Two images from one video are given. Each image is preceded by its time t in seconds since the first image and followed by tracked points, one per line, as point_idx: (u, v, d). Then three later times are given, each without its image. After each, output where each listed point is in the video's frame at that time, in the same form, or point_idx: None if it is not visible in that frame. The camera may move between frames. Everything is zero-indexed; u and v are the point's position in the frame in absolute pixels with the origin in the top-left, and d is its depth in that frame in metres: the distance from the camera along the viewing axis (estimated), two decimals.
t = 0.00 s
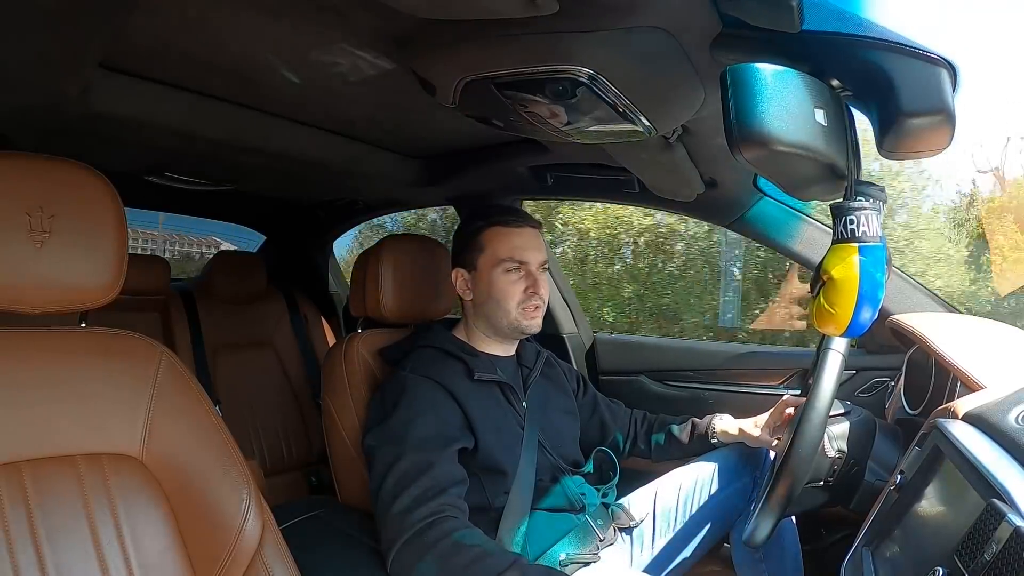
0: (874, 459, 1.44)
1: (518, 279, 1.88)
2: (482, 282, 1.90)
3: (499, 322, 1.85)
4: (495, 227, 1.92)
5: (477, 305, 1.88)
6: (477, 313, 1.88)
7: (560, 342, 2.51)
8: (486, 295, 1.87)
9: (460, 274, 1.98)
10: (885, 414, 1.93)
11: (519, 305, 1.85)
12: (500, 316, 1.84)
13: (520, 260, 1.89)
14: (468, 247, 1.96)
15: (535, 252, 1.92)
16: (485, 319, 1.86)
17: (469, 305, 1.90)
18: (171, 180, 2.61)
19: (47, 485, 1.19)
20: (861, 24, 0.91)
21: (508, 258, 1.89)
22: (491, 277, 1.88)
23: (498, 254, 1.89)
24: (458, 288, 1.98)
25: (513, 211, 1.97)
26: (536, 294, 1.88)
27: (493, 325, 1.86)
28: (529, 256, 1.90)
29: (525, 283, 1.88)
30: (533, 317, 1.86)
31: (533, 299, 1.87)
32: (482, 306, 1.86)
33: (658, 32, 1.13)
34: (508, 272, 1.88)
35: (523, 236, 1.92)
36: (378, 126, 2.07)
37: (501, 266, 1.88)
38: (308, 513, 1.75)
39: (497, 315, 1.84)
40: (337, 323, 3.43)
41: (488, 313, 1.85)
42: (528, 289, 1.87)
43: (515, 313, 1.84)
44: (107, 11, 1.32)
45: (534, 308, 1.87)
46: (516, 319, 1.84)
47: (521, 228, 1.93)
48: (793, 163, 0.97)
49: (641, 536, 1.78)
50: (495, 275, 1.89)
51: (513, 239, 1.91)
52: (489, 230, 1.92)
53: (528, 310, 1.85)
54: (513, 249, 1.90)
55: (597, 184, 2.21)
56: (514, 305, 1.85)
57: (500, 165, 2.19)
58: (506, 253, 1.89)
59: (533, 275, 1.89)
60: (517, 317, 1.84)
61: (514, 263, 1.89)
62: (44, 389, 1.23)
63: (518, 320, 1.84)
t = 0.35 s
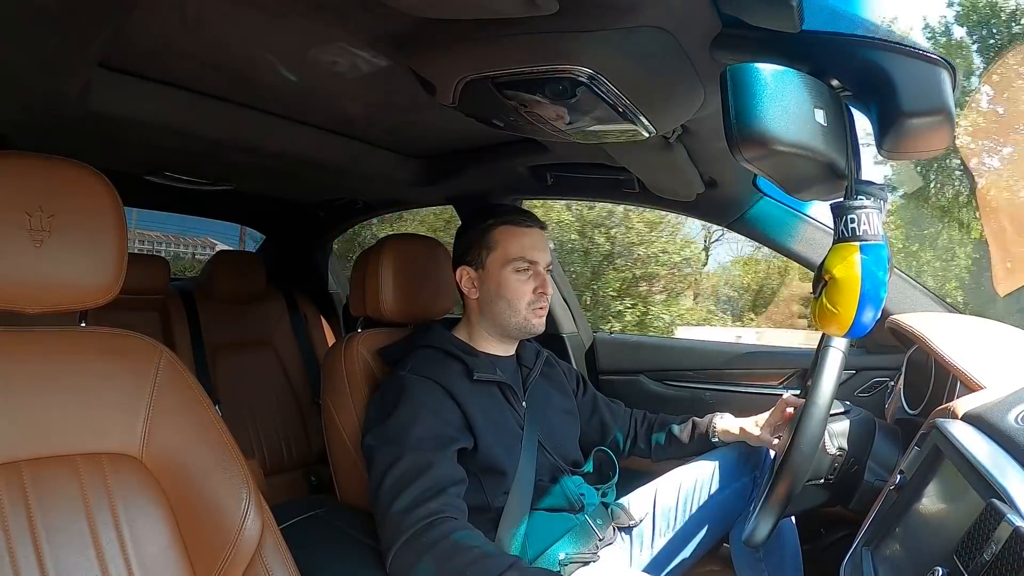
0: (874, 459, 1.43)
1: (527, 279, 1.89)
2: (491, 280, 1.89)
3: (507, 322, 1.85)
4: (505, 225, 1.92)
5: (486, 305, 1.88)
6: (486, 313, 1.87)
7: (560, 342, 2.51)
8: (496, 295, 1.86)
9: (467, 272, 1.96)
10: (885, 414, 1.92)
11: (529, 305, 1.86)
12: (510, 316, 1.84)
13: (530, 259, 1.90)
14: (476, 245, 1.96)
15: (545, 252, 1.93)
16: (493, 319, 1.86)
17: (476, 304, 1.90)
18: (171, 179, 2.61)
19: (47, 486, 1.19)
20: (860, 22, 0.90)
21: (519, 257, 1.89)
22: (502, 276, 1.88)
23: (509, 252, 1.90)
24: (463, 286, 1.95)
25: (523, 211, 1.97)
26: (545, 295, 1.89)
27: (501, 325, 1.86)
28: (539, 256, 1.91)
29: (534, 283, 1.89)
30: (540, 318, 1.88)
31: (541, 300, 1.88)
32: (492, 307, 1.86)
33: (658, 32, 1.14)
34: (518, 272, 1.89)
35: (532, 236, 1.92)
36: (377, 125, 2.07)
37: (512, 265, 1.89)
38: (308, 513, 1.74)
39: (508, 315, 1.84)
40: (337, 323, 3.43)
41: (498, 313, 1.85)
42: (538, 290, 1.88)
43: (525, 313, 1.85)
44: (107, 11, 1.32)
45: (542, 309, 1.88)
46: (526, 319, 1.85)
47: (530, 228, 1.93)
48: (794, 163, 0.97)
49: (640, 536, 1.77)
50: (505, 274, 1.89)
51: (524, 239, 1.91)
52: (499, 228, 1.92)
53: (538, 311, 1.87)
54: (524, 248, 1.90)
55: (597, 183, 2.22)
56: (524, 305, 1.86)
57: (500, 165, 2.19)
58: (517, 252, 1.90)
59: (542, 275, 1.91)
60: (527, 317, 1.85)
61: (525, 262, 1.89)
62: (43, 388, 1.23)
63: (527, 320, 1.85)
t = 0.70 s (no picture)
0: (873, 459, 1.43)
1: (532, 280, 1.88)
2: (496, 281, 1.88)
3: (513, 325, 1.85)
4: (510, 226, 1.92)
5: (492, 306, 1.87)
6: (492, 315, 1.87)
7: (559, 341, 2.52)
8: (502, 297, 1.86)
9: (471, 273, 1.95)
10: (883, 413, 1.91)
11: (534, 307, 1.86)
12: (515, 318, 1.84)
13: (533, 260, 1.90)
14: (480, 245, 1.95)
15: (548, 252, 1.94)
16: (499, 320, 1.86)
17: (483, 305, 1.89)
18: (170, 178, 2.61)
19: (47, 485, 1.19)
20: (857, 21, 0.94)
21: (524, 258, 1.89)
22: (507, 278, 1.87)
23: (514, 252, 1.89)
24: (468, 288, 1.95)
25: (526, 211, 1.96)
26: (550, 296, 1.89)
27: (508, 326, 1.86)
28: (543, 256, 1.91)
29: (539, 284, 1.89)
30: (545, 319, 1.88)
31: (546, 302, 1.88)
32: (498, 308, 1.86)
33: (658, 32, 1.14)
34: (523, 273, 1.88)
35: (535, 237, 1.92)
36: (377, 124, 2.07)
37: (517, 266, 1.88)
38: (307, 512, 1.74)
39: (514, 317, 1.84)
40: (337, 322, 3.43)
41: (505, 315, 1.85)
42: (544, 291, 1.88)
43: (529, 314, 1.85)
44: (107, 9, 1.32)
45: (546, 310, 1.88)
46: (531, 320, 1.85)
47: (535, 229, 1.93)
48: (793, 162, 0.97)
49: (639, 535, 1.78)
50: (510, 276, 1.88)
51: (529, 239, 1.91)
52: (504, 229, 1.92)
53: (542, 312, 1.87)
54: (528, 248, 1.90)
55: (597, 183, 2.22)
56: (529, 306, 1.86)
57: (500, 164, 2.19)
58: (522, 253, 1.89)
59: (546, 276, 1.91)
60: (532, 318, 1.85)
61: (530, 263, 1.89)
62: (43, 387, 1.23)
63: (534, 322, 1.85)
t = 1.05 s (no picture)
0: (873, 459, 1.43)
1: (516, 280, 1.87)
2: (481, 283, 1.88)
3: (498, 325, 1.85)
4: (491, 227, 1.91)
5: (475, 309, 1.87)
6: (476, 316, 1.87)
7: (559, 341, 2.51)
8: (483, 299, 1.86)
9: (457, 276, 1.97)
10: (884, 414, 1.92)
11: (520, 306, 1.85)
12: (499, 319, 1.84)
13: (518, 260, 1.88)
14: (465, 246, 1.94)
15: (533, 251, 1.92)
16: (484, 322, 1.86)
17: (466, 308, 1.90)
18: (169, 178, 2.60)
19: (47, 485, 1.19)
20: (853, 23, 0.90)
21: (507, 259, 1.88)
22: (492, 279, 1.86)
23: (496, 254, 1.88)
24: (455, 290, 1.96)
25: (510, 211, 1.94)
26: (535, 294, 1.88)
27: (494, 327, 1.86)
28: (528, 256, 1.89)
29: (523, 284, 1.88)
30: (532, 317, 1.87)
31: (533, 300, 1.87)
32: (480, 311, 1.86)
33: (657, 32, 1.13)
34: (506, 274, 1.87)
35: (520, 236, 1.90)
36: (377, 123, 2.07)
37: (501, 267, 1.87)
38: (307, 512, 1.74)
39: (497, 319, 1.84)
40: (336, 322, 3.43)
41: (488, 317, 1.85)
42: (529, 290, 1.87)
43: (515, 314, 1.84)
44: (107, 9, 1.31)
45: (534, 307, 1.87)
46: (518, 320, 1.85)
47: (518, 228, 1.91)
48: (793, 162, 0.97)
49: (639, 536, 1.77)
50: (494, 277, 1.88)
51: (511, 239, 1.89)
52: (486, 230, 1.91)
53: (529, 310, 1.86)
54: (511, 249, 1.89)
55: (597, 183, 2.22)
56: (514, 306, 1.85)
57: (500, 164, 2.19)
58: (504, 253, 1.88)
59: (532, 275, 1.89)
60: (518, 317, 1.85)
61: (513, 264, 1.88)
62: (43, 387, 1.23)
63: (518, 322, 1.85)
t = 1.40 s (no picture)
0: (873, 459, 1.43)
1: (538, 279, 1.89)
2: (501, 279, 1.88)
3: (518, 322, 1.85)
4: (516, 226, 1.92)
5: (496, 304, 1.87)
6: (496, 312, 1.86)
7: (559, 341, 2.51)
8: (507, 295, 1.86)
9: (475, 271, 1.94)
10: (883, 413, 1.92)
11: (538, 305, 1.87)
12: (521, 316, 1.84)
13: (540, 260, 1.90)
14: (485, 242, 1.94)
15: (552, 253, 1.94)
16: (503, 318, 1.86)
17: (486, 303, 1.88)
18: (169, 177, 2.60)
19: (46, 485, 1.19)
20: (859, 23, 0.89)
21: (529, 258, 1.89)
22: (514, 276, 1.87)
23: (520, 253, 1.89)
24: (470, 284, 1.93)
25: (532, 212, 1.97)
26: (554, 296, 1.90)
27: (508, 324, 1.86)
28: (549, 257, 1.92)
29: (544, 284, 1.89)
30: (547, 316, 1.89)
31: (550, 300, 1.89)
32: (503, 306, 1.86)
33: (658, 32, 1.13)
34: (528, 273, 1.89)
35: (542, 237, 1.93)
36: (377, 123, 2.07)
37: (524, 266, 1.88)
38: (307, 511, 1.74)
39: (519, 315, 1.84)
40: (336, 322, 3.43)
41: (510, 313, 1.85)
42: (547, 290, 1.89)
43: (533, 312, 1.86)
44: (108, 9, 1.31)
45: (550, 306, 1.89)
46: (533, 317, 1.86)
47: (541, 229, 1.94)
48: (793, 162, 0.97)
49: (638, 534, 1.78)
50: (516, 275, 1.88)
51: (535, 240, 1.91)
52: (510, 228, 1.92)
53: (545, 308, 1.88)
54: (535, 249, 1.90)
55: (597, 183, 2.22)
56: (532, 304, 1.86)
57: (500, 164, 2.19)
58: (528, 252, 1.90)
59: (551, 276, 1.92)
60: (536, 315, 1.86)
61: (536, 263, 1.89)
62: (43, 386, 1.23)
63: (537, 320, 1.86)
